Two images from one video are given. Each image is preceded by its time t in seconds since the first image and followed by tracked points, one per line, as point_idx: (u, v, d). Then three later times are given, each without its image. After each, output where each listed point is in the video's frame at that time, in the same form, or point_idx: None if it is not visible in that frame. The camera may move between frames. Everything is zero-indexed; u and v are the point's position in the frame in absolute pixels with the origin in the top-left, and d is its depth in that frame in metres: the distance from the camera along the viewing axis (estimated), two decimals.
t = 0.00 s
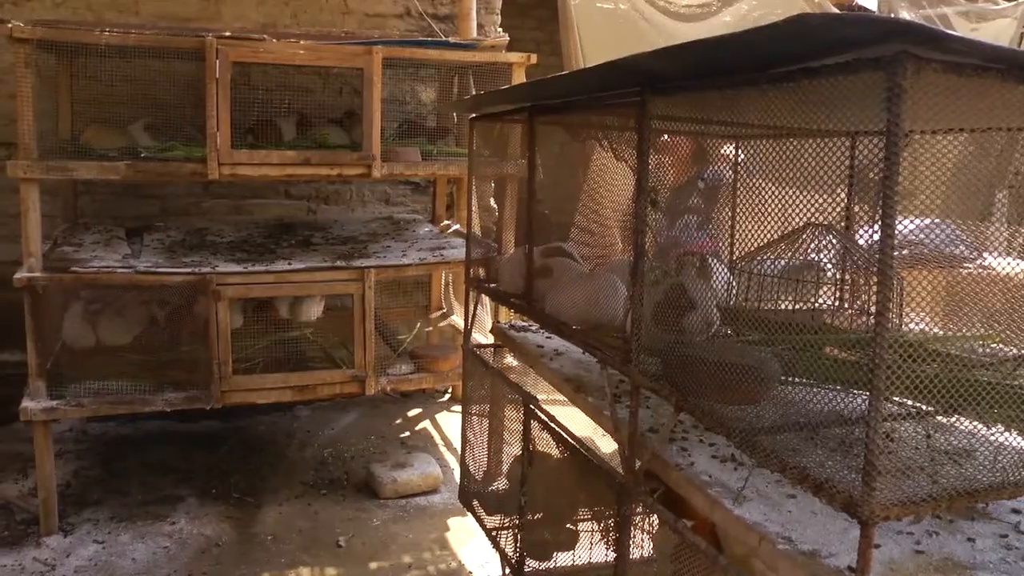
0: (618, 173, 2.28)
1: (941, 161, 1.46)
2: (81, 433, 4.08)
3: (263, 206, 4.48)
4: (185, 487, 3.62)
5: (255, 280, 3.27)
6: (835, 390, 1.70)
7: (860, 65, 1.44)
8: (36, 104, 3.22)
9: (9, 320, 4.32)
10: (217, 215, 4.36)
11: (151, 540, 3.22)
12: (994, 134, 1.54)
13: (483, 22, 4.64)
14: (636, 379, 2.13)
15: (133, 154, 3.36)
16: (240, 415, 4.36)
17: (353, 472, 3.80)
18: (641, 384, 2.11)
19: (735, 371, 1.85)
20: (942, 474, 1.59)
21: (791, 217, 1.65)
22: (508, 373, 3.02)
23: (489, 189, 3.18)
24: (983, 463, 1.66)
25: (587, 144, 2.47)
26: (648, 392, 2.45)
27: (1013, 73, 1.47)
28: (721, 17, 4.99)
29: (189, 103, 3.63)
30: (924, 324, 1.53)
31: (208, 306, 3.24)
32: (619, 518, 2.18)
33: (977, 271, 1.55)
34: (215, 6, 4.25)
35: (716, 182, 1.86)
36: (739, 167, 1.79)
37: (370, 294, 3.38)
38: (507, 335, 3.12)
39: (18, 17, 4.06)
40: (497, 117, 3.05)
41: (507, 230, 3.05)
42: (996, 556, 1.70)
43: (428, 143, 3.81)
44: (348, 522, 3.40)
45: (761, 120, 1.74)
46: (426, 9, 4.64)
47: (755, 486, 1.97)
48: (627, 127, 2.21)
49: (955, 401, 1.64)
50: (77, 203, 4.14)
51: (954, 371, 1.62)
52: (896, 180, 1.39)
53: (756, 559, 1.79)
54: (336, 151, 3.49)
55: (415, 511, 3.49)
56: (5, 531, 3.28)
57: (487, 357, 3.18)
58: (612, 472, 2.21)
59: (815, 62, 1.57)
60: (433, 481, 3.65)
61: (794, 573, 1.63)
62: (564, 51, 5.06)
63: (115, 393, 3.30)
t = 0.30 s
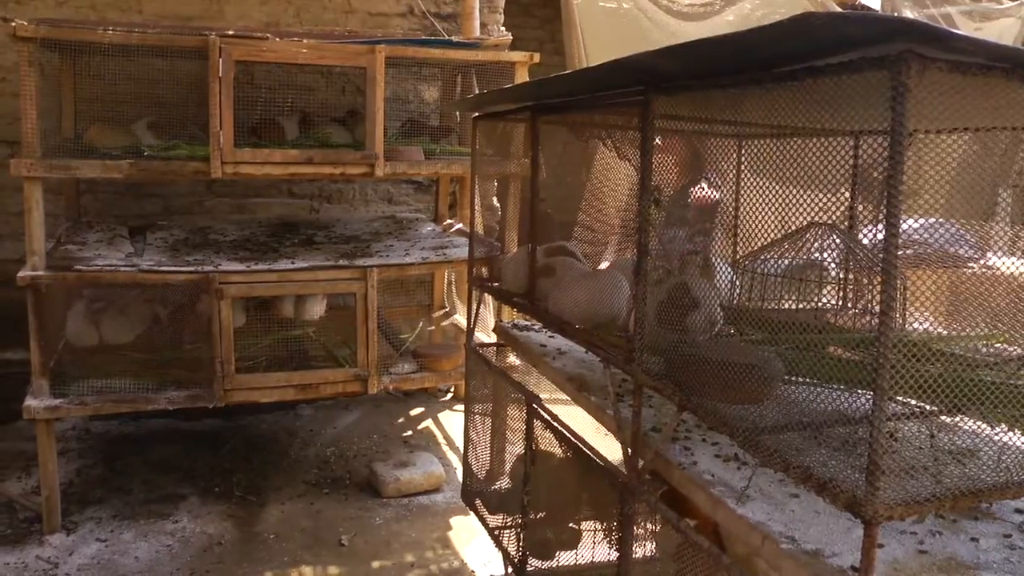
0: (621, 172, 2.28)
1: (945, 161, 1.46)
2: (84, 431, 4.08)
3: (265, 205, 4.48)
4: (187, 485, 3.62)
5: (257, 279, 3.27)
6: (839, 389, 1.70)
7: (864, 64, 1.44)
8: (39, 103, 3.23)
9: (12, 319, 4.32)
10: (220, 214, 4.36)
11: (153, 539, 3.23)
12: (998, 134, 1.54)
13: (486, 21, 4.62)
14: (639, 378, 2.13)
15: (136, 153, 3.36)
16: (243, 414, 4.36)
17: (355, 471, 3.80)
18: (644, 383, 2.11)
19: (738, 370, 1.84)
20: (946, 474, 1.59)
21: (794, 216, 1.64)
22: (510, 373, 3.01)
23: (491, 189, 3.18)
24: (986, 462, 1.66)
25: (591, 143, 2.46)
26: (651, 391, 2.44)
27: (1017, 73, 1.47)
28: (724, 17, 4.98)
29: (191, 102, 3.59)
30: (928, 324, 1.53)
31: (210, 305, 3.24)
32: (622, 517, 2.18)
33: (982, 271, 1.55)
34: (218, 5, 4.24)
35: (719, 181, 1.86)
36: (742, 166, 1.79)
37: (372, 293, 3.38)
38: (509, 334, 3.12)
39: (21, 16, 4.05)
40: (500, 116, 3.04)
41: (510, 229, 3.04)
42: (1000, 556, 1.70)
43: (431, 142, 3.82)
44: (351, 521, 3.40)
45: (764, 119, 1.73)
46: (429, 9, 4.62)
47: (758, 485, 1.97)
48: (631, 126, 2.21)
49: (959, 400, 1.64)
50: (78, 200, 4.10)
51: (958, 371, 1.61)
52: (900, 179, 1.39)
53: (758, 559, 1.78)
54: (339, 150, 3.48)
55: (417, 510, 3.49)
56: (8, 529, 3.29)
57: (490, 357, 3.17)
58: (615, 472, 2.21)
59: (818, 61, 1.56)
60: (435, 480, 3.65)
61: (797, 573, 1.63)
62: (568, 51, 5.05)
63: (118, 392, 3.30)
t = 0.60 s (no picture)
0: (626, 173, 2.27)
1: (951, 160, 1.46)
2: (88, 431, 4.08)
3: (269, 205, 4.48)
4: (191, 485, 3.63)
5: (261, 279, 3.27)
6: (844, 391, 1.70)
7: (870, 64, 1.43)
8: (44, 103, 3.23)
9: (15, 318, 4.32)
10: (224, 213, 4.36)
11: (157, 539, 3.23)
12: (1004, 133, 1.54)
13: (489, 21, 4.62)
14: (643, 378, 2.13)
15: (140, 153, 3.36)
16: (246, 414, 4.37)
17: (358, 471, 3.80)
18: (649, 383, 2.11)
19: (743, 371, 1.85)
20: (951, 475, 1.59)
21: (798, 217, 1.65)
22: (515, 373, 3.01)
23: (495, 189, 3.18)
24: (992, 463, 1.66)
25: (595, 143, 2.46)
26: (655, 391, 2.44)
27: (1022, 73, 1.47)
28: (727, 17, 4.93)
29: (195, 101, 3.62)
30: (933, 325, 1.53)
31: (214, 305, 3.23)
32: (626, 517, 2.19)
33: (986, 271, 1.55)
34: (222, 5, 4.24)
35: (724, 182, 1.86)
36: (746, 166, 1.79)
37: (376, 294, 3.38)
38: (513, 334, 3.12)
39: (25, 16, 4.05)
40: (503, 116, 3.04)
41: (514, 230, 3.04)
42: (1005, 557, 1.70)
43: (434, 143, 3.82)
44: (354, 521, 3.40)
45: (769, 120, 1.73)
46: (432, 9, 4.62)
47: (763, 486, 1.97)
48: (635, 126, 2.20)
49: (964, 401, 1.63)
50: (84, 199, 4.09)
51: (963, 371, 1.61)
52: (906, 180, 1.39)
53: (763, 559, 1.78)
54: (342, 150, 3.48)
55: (420, 510, 3.49)
56: (12, 529, 3.29)
57: (494, 357, 3.17)
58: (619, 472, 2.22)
59: (824, 61, 1.56)
60: (438, 480, 3.65)
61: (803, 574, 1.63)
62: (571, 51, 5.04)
63: (122, 392, 3.30)
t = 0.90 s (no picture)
0: (638, 174, 2.26)
1: (965, 162, 1.45)
2: (98, 431, 4.10)
3: (278, 206, 4.49)
4: (200, 485, 3.63)
5: (271, 280, 3.27)
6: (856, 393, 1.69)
7: (884, 66, 1.43)
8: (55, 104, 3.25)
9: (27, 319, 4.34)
10: (234, 214, 4.37)
11: (167, 539, 3.24)
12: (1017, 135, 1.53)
13: (498, 23, 4.61)
14: (654, 380, 2.13)
15: (150, 154, 3.38)
16: (255, 414, 4.38)
17: (367, 472, 3.81)
18: (659, 385, 2.11)
19: (754, 373, 1.84)
20: (965, 478, 1.58)
21: (809, 219, 1.64)
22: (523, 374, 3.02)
23: (504, 190, 3.18)
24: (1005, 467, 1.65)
25: (605, 145, 2.45)
26: (665, 394, 2.42)
27: None
28: (736, 17, 4.93)
29: (206, 103, 3.60)
30: (945, 327, 1.52)
31: (223, 306, 3.25)
32: (636, 519, 2.18)
33: (1000, 274, 1.54)
34: (232, 7, 4.25)
35: (735, 184, 1.86)
36: (757, 168, 1.79)
37: (385, 294, 3.38)
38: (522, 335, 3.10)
39: (37, 18, 4.07)
40: (513, 117, 3.04)
41: (522, 231, 3.04)
42: (1019, 562, 1.69)
43: (443, 144, 3.82)
44: (363, 522, 3.41)
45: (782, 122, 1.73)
46: (441, 10, 4.61)
47: (773, 489, 1.96)
48: (646, 128, 2.20)
49: (978, 404, 1.62)
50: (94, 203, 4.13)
51: (977, 374, 1.60)
52: (920, 182, 1.38)
53: (774, 563, 1.78)
54: (351, 151, 3.48)
55: (428, 512, 3.49)
56: (22, 528, 3.30)
57: (502, 359, 3.17)
58: (629, 474, 2.22)
59: (837, 63, 1.56)
60: (447, 481, 3.65)
61: None
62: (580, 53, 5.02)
63: (132, 393, 3.32)
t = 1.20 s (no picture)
0: (656, 177, 2.25)
1: (988, 164, 1.44)
2: (115, 431, 4.13)
3: (294, 208, 4.51)
4: (216, 486, 3.65)
5: (286, 281, 3.28)
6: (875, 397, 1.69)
7: (904, 68, 1.42)
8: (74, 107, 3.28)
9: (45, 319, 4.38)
10: (250, 216, 4.39)
11: (183, 539, 3.26)
12: None
13: (512, 25, 4.61)
14: (671, 384, 2.12)
15: (167, 157, 3.40)
16: (270, 416, 4.40)
17: (382, 473, 3.82)
18: (677, 389, 2.10)
19: (772, 377, 1.84)
20: (987, 483, 1.57)
21: (827, 221, 1.64)
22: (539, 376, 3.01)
23: (520, 193, 3.18)
24: None
25: (622, 147, 2.45)
26: (683, 396, 2.41)
27: None
28: (751, 19, 4.88)
29: (221, 106, 3.64)
30: (966, 331, 1.51)
31: (239, 307, 3.26)
32: (653, 522, 2.18)
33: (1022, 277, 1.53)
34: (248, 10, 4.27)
35: (753, 186, 1.85)
36: (775, 170, 1.78)
37: (401, 296, 3.39)
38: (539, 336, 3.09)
39: (55, 21, 4.09)
40: (528, 120, 3.04)
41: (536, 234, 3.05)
42: None
43: (458, 146, 3.83)
44: (378, 523, 3.41)
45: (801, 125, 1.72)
46: (456, 13, 4.61)
47: (792, 493, 1.95)
48: (663, 131, 2.19)
49: (999, 409, 1.61)
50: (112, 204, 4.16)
51: (998, 379, 1.59)
52: (942, 185, 1.38)
53: (792, 567, 1.77)
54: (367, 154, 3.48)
55: (443, 513, 3.49)
56: (40, 527, 3.33)
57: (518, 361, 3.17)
58: (646, 476, 2.22)
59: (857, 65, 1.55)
60: (462, 483, 3.65)
61: None
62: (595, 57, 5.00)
63: (149, 394, 3.33)
